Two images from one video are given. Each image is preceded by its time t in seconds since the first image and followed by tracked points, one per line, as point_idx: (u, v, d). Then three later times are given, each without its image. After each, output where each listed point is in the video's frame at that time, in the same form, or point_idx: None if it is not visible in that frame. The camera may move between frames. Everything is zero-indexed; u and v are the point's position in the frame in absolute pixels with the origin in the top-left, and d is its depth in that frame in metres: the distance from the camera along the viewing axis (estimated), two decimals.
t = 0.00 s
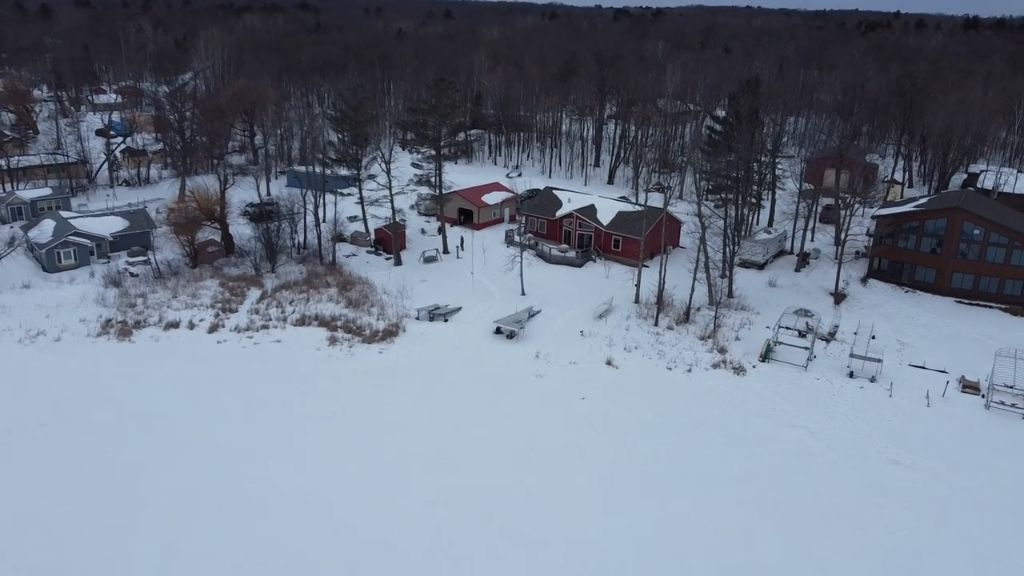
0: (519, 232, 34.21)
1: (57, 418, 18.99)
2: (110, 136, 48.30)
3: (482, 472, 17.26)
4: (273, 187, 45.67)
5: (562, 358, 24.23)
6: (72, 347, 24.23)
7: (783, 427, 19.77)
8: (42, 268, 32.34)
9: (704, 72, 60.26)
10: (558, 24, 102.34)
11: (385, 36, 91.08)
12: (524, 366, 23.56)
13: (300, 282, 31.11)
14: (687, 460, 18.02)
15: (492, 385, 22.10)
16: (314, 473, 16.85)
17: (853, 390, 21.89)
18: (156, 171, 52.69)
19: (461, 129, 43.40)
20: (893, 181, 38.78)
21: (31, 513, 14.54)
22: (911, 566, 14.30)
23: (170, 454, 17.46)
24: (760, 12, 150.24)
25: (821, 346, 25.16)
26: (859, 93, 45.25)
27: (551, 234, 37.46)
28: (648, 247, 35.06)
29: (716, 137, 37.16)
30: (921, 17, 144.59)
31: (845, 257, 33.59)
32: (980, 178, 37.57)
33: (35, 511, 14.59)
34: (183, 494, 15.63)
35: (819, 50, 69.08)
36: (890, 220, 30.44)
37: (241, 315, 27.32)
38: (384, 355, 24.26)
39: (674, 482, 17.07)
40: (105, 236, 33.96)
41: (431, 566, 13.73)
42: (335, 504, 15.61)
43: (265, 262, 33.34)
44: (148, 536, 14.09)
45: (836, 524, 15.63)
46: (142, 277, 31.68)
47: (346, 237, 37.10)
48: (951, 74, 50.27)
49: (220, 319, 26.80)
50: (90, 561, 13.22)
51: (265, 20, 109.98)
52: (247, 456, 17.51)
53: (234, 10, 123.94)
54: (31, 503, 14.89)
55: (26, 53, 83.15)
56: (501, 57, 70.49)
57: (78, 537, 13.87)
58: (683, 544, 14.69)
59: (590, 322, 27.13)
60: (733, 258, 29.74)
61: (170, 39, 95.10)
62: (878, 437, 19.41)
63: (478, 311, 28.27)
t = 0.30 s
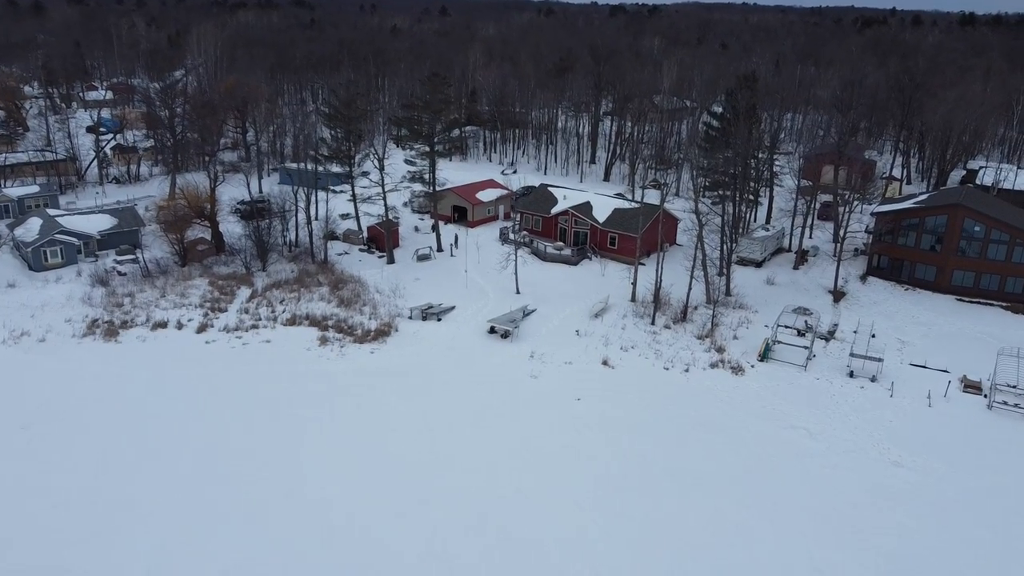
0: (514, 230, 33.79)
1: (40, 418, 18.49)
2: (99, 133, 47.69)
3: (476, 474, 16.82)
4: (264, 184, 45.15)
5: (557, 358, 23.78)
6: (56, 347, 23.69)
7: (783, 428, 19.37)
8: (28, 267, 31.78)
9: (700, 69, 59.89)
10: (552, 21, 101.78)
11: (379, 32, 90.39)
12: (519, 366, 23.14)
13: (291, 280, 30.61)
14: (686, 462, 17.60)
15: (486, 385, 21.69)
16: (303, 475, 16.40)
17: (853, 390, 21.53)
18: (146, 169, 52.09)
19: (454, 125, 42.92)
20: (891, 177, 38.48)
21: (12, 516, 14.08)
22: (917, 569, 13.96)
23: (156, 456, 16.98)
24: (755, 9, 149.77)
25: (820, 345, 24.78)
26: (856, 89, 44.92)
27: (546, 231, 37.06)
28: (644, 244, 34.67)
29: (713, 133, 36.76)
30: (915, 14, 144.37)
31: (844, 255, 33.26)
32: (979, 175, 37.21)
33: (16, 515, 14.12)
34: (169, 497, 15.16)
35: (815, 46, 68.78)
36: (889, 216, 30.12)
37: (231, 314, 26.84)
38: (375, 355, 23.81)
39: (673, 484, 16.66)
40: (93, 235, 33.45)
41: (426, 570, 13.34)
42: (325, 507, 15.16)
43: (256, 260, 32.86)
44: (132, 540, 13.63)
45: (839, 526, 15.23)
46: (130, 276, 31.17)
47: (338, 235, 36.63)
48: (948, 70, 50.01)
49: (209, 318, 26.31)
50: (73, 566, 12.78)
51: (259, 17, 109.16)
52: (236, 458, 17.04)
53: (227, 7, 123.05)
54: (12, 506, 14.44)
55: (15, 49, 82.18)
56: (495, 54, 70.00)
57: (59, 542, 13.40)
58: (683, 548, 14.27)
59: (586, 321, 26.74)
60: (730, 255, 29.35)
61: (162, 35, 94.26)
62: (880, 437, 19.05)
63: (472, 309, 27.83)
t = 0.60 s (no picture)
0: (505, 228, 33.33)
1: (16, 422, 17.93)
2: (83, 130, 46.91)
3: (466, 480, 16.32)
4: (252, 182, 44.54)
5: (549, 358, 23.36)
6: (35, 349, 23.08)
7: (779, 430, 18.99)
8: (9, 266, 31.11)
9: (693, 64, 59.54)
10: (545, 17, 101.20)
11: (370, 28, 89.61)
12: (510, 366, 22.68)
13: (278, 280, 30.05)
14: (681, 465, 17.17)
15: (477, 386, 21.24)
16: (286, 482, 15.87)
17: (850, 390, 21.20)
18: (132, 166, 51.34)
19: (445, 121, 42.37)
20: (885, 173, 38.23)
21: None
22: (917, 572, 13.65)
23: (136, 462, 16.40)
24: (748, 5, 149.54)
25: (816, 344, 24.46)
26: (851, 84, 44.63)
27: (538, 229, 36.63)
28: (637, 241, 34.27)
29: (706, 129, 36.39)
30: (906, 11, 144.46)
31: (838, 251, 32.98)
32: (973, 171, 37.23)
33: None
34: (147, 507, 14.58)
35: (808, 42, 68.52)
36: (885, 213, 29.84)
37: (216, 314, 26.28)
38: (363, 355, 23.31)
39: (668, 489, 16.21)
40: (76, 233, 32.80)
41: None
42: (308, 517, 14.61)
43: (243, 259, 32.30)
44: (109, 552, 13.11)
45: (838, 531, 14.83)
46: (113, 275, 30.55)
47: (327, 233, 36.08)
48: (943, 65, 49.81)
49: (193, 319, 25.74)
50: None
51: (249, 12, 108.20)
52: (217, 464, 16.46)
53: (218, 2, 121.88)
54: None
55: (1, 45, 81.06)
56: (487, 49, 69.44)
57: (31, 555, 12.84)
58: (678, 557, 13.82)
59: (578, 320, 26.32)
60: (724, 253, 28.98)
61: (150, 31, 93.26)
62: (878, 438, 18.70)
63: (462, 309, 27.36)
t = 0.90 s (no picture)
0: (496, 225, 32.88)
1: None
2: (66, 126, 46.08)
3: (455, 483, 15.88)
4: (239, 180, 43.91)
5: (540, 357, 22.94)
6: (13, 350, 22.46)
7: (775, 430, 18.64)
8: None
9: (685, 59, 59.17)
10: (536, 13, 100.64)
11: (360, 24, 88.77)
12: (501, 366, 22.25)
13: (264, 278, 29.52)
14: (676, 466, 16.80)
15: (467, 386, 20.80)
16: (270, 486, 15.41)
17: (845, 389, 20.90)
18: (117, 163, 50.52)
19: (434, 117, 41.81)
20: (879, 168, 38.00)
21: None
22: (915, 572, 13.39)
23: (114, 465, 15.86)
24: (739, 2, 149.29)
25: (811, 342, 24.15)
26: (844, 79, 44.34)
27: (529, 226, 36.21)
28: (630, 238, 33.89)
29: (699, 124, 36.05)
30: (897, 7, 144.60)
31: (833, 247, 32.70)
32: (968, 166, 37.32)
33: None
34: (125, 513, 14.11)
35: (800, 37, 68.30)
36: (880, 209, 29.59)
37: (199, 314, 25.71)
38: (351, 355, 22.81)
39: (663, 490, 15.83)
40: (57, 231, 32.15)
41: None
42: (292, 522, 14.14)
43: (228, 258, 31.72)
44: (85, 561, 12.64)
45: (837, 532, 14.49)
46: (95, 275, 29.93)
47: (314, 231, 35.54)
48: (935, 61, 49.64)
49: (176, 319, 25.17)
50: None
51: (238, 8, 107.04)
52: (199, 468, 15.96)
53: None
54: None
55: None
56: (477, 45, 68.88)
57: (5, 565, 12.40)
58: (673, 557, 13.52)
59: (570, 319, 25.91)
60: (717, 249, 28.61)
61: (138, 27, 92.12)
62: (876, 437, 18.38)
63: (452, 307, 26.90)
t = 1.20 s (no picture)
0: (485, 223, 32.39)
1: None
2: (47, 123, 45.23)
3: (445, 486, 15.41)
4: (224, 178, 43.27)
5: (530, 357, 22.50)
6: None
7: (771, 431, 18.27)
8: None
9: (676, 54, 58.87)
10: (526, 8, 100.09)
11: (349, 20, 87.96)
12: (491, 366, 21.78)
13: (249, 277, 28.95)
14: (671, 468, 16.40)
15: (456, 387, 20.33)
16: (254, 491, 14.89)
17: (841, 388, 20.60)
18: (100, 161, 49.68)
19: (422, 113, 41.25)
20: (872, 165, 37.82)
21: None
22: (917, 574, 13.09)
23: (90, 471, 15.24)
24: None
25: (805, 340, 23.83)
26: (836, 74, 44.15)
27: (519, 223, 35.79)
28: (621, 235, 33.53)
29: (691, 120, 35.70)
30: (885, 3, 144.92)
31: (826, 244, 32.47)
32: (961, 161, 37.73)
33: None
34: (103, 519, 13.59)
35: (791, 33, 68.20)
36: (874, 205, 29.32)
37: (182, 315, 25.10)
38: (337, 356, 22.30)
39: (659, 492, 15.44)
40: (36, 230, 31.45)
41: None
42: (276, 528, 13.65)
43: (212, 256, 31.10)
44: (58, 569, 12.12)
45: (838, 535, 14.12)
46: (76, 274, 29.26)
47: (301, 229, 34.97)
48: (926, 57, 49.57)
49: (158, 319, 24.54)
50: None
51: (226, 3, 105.83)
52: (179, 473, 15.38)
53: None
54: None
55: None
56: (467, 41, 68.30)
57: None
58: (669, 561, 13.14)
59: (561, 317, 25.50)
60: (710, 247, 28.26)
61: (123, 23, 90.86)
62: (873, 438, 18.06)
63: (440, 307, 26.40)
